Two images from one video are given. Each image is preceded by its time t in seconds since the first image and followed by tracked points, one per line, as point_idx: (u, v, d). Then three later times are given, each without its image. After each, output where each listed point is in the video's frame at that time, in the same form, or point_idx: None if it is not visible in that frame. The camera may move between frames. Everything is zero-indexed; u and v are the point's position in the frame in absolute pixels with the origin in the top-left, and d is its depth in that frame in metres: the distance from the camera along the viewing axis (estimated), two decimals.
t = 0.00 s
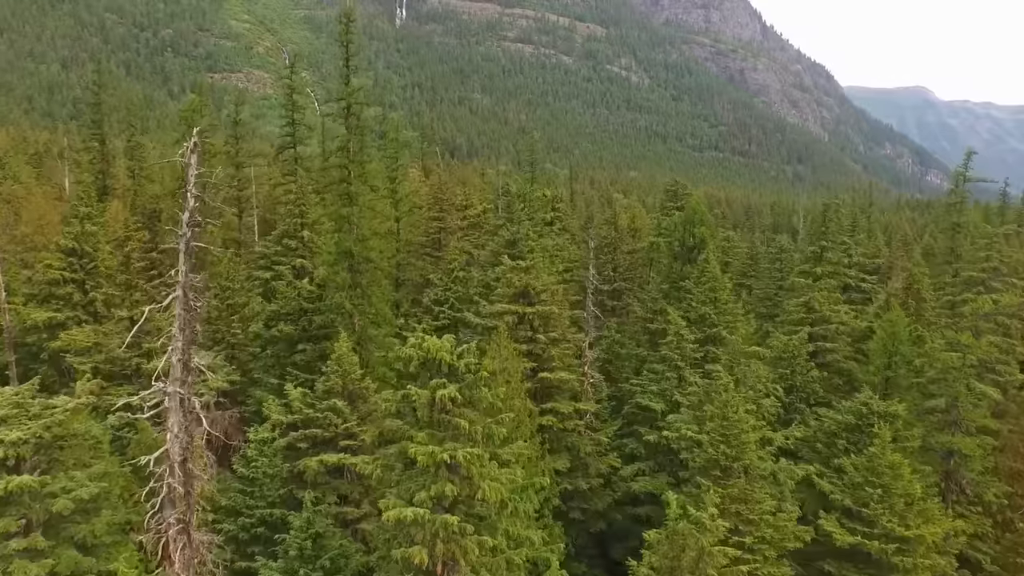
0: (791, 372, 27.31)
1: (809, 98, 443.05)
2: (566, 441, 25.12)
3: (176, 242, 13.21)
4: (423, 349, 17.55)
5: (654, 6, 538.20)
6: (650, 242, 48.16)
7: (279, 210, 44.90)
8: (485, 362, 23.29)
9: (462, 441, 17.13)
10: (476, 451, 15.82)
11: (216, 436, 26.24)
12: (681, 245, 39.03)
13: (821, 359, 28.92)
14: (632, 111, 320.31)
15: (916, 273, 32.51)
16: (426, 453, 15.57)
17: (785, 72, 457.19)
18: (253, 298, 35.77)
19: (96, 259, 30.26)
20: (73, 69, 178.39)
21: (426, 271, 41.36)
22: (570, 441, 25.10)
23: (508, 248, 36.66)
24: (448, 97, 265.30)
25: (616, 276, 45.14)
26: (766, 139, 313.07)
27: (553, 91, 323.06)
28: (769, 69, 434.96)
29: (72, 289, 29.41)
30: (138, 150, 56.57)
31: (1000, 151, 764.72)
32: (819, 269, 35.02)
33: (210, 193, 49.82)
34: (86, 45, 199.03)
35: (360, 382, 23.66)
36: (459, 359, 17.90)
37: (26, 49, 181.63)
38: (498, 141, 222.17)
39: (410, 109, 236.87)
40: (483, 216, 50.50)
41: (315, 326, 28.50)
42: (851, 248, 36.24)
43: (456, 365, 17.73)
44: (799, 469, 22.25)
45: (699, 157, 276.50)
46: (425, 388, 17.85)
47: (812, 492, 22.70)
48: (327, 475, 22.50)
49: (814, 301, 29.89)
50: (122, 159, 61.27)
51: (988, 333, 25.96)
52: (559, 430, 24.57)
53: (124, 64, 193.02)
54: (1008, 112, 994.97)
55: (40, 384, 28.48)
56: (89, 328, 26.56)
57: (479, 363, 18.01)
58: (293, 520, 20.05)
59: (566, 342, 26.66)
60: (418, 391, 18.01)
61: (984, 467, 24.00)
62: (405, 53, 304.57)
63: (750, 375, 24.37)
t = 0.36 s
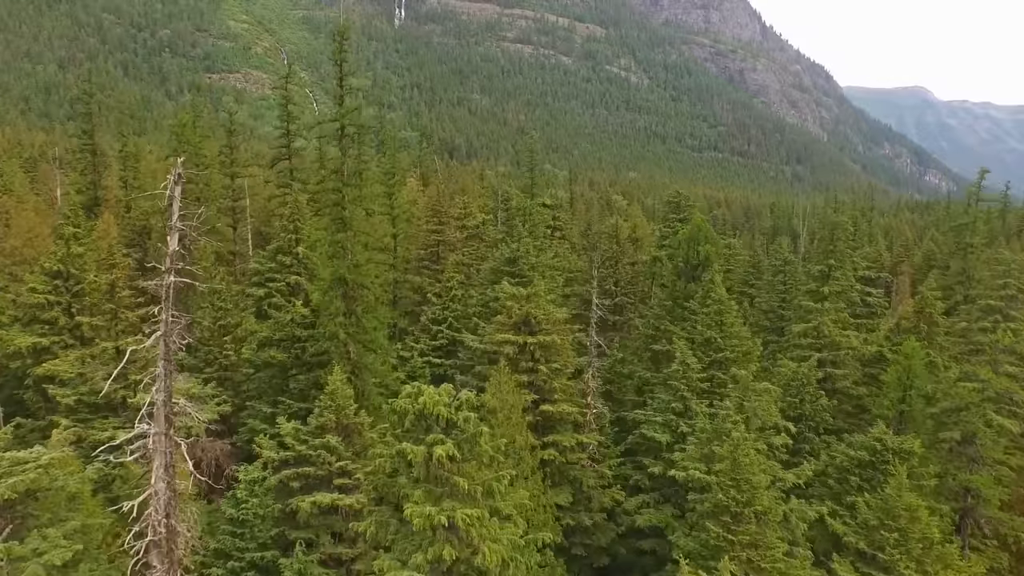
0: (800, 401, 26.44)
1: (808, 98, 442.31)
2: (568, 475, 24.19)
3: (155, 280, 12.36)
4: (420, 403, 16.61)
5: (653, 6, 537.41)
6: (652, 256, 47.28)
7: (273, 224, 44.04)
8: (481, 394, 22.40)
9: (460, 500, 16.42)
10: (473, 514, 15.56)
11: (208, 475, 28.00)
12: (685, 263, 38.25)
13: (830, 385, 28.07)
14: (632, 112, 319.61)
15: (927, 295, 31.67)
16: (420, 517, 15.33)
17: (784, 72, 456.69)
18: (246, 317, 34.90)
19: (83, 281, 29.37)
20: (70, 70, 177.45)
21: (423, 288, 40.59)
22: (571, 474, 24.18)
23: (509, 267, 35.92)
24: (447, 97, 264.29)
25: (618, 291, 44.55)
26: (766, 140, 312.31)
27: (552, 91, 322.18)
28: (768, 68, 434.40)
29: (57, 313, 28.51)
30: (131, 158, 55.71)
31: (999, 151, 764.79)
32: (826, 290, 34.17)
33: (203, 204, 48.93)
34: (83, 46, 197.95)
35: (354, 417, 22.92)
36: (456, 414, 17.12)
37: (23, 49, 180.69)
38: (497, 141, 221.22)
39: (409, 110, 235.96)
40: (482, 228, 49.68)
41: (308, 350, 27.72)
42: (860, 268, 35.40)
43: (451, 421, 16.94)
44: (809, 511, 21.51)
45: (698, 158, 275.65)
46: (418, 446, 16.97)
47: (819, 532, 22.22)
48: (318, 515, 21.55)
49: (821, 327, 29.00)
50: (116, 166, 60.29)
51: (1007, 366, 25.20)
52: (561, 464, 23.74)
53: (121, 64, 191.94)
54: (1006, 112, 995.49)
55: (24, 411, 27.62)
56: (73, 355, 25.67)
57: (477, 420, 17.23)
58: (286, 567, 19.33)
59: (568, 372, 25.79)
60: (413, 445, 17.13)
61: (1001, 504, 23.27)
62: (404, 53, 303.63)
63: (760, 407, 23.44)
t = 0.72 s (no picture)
0: (811, 432, 25.60)
1: (807, 99, 442.00)
2: (572, 512, 23.25)
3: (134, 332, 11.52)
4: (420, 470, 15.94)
5: (652, 6, 536.28)
6: (655, 271, 46.51)
7: (268, 238, 43.15)
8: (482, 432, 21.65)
9: (461, 567, 15.71)
10: None
11: (198, 503, 27.28)
12: (690, 282, 37.45)
13: (842, 414, 27.28)
14: (631, 113, 319.03)
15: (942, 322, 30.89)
16: None
17: (782, 71, 457.10)
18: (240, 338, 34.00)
19: (68, 306, 28.34)
20: (68, 70, 176.49)
21: (422, 306, 39.77)
22: (575, 511, 23.24)
23: (511, 288, 35.22)
24: (445, 98, 263.37)
25: (620, 306, 43.02)
26: (766, 141, 311.82)
27: (552, 92, 321.42)
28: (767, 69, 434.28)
29: (42, 339, 27.45)
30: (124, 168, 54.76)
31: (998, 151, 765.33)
32: (835, 312, 33.44)
33: (197, 216, 47.99)
34: (80, 46, 196.98)
35: (351, 455, 21.96)
36: (455, 476, 16.39)
37: (20, 50, 179.91)
38: (496, 142, 220.26)
39: (408, 111, 235.15)
40: (482, 241, 48.80)
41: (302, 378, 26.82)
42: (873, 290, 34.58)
43: (450, 484, 16.21)
44: (825, 557, 20.66)
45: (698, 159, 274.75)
46: (417, 509, 16.15)
47: None
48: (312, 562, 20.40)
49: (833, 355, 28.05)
50: (109, 174, 59.27)
51: None
52: (566, 502, 22.85)
53: (118, 65, 191.21)
54: (1005, 112, 995.78)
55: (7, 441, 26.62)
56: (57, 387, 24.65)
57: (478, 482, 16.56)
58: None
59: (574, 405, 24.92)
60: (412, 505, 16.26)
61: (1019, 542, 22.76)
62: (403, 54, 302.88)
63: (773, 444, 22.46)
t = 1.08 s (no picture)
0: (823, 465, 24.90)
1: (807, 99, 441.52)
2: (577, 552, 22.40)
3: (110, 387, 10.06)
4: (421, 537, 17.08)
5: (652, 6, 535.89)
6: (658, 285, 45.72)
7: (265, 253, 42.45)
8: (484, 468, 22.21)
9: None
10: None
11: (190, 531, 26.24)
12: (696, 300, 36.54)
13: (854, 444, 26.73)
14: (631, 114, 318.23)
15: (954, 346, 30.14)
16: None
17: (782, 72, 456.84)
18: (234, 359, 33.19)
19: (58, 329, 27.57)
20: (66, 72, 175.48)
21: (421, 323, 38.99)
22: (580, 550, 22.41)
23: (512, 308, 34.57)
24: (444, 99, 262.67)
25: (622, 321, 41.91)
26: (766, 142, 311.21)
27: (551, 93, 320.82)
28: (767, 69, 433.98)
29: (30, 364, 26.48)
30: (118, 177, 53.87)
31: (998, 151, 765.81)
32: (844, 333, 32.62)
33: (193, 229, 47.11)
34: (78, 47, 196.28)
35: (349, 493, 21.01)
36: (456, 540, 17.36)
37: (18, 52, 179.46)
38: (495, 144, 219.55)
39: (407, 112, 234.47)
40: (481, 254, 47.97)
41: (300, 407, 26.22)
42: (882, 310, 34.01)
43: (451, 548, 17.19)
44: None
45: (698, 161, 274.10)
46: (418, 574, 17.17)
47: None
48: None
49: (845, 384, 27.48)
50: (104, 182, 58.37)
51: None
52: (568, 540, 22.00)
53: (117, 67, 190.59)
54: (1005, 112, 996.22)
55: None
56: (44, 417, 23.72)
57: (477, 547, 17.45)
58: None
59: (579, 437, 24.24)
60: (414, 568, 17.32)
61: None
62: (402, 55, 301.89)
63: (787, 487, 21.54)
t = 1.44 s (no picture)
0: (842, 508, 23.79)
1: (807, 100, 440.33)
2: None
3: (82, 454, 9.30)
4: None
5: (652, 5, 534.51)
6: (663, 304, 44.63)
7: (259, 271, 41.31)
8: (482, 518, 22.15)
9: None
10: None
11: None
12: (703, 323, 35.41)
13: (872, 484, 25.77)
14: (631, 115, 316.83)
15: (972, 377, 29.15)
16: None
17: (782, 72, 455.89)
18: (225, 388, 31.99)
19: (37, 361, 26.23)
20: (62, 72, 173.69)
21: (420, 346, 37.87)
22: None
23: (514, 333, 33.78)
24: (444, 99, 261.17)
25: (626, 340, 40.75)
26: (766, 144, 310.13)
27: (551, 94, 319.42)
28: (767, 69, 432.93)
29: (7, 400, 25.08)
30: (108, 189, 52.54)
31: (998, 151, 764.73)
32: (858, 362, 31.54)
33: (184, 244, 45.74)
34: (75, 47, 194.55)
35: (341, 547, 19.79)
36: None
37: (15, 52, 177.93)
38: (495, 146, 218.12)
39: (406, 113, 233.00)
40: (481, 269, 46.80)
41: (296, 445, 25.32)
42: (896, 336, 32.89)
43: None
44: None
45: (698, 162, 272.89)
46: None
47: None
48: None
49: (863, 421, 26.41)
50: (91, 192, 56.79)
51: None
52: None
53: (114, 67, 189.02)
54: (1005, 112, 995.35)
55: None
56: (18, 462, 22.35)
57: None
58: None
59: (585, 481, 23.17)
60: None
61: None
62: (401, 55, 300.27)
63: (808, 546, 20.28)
